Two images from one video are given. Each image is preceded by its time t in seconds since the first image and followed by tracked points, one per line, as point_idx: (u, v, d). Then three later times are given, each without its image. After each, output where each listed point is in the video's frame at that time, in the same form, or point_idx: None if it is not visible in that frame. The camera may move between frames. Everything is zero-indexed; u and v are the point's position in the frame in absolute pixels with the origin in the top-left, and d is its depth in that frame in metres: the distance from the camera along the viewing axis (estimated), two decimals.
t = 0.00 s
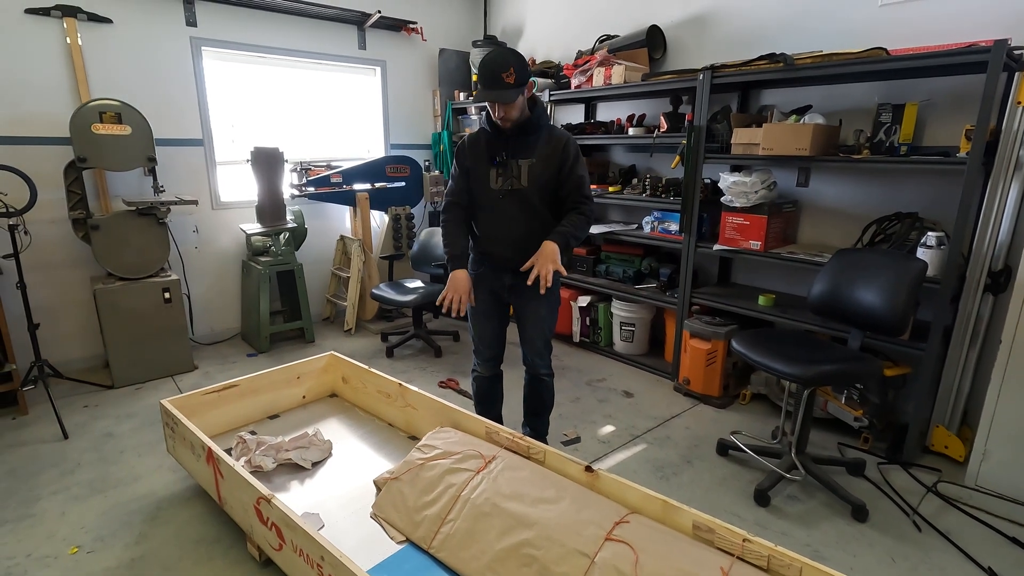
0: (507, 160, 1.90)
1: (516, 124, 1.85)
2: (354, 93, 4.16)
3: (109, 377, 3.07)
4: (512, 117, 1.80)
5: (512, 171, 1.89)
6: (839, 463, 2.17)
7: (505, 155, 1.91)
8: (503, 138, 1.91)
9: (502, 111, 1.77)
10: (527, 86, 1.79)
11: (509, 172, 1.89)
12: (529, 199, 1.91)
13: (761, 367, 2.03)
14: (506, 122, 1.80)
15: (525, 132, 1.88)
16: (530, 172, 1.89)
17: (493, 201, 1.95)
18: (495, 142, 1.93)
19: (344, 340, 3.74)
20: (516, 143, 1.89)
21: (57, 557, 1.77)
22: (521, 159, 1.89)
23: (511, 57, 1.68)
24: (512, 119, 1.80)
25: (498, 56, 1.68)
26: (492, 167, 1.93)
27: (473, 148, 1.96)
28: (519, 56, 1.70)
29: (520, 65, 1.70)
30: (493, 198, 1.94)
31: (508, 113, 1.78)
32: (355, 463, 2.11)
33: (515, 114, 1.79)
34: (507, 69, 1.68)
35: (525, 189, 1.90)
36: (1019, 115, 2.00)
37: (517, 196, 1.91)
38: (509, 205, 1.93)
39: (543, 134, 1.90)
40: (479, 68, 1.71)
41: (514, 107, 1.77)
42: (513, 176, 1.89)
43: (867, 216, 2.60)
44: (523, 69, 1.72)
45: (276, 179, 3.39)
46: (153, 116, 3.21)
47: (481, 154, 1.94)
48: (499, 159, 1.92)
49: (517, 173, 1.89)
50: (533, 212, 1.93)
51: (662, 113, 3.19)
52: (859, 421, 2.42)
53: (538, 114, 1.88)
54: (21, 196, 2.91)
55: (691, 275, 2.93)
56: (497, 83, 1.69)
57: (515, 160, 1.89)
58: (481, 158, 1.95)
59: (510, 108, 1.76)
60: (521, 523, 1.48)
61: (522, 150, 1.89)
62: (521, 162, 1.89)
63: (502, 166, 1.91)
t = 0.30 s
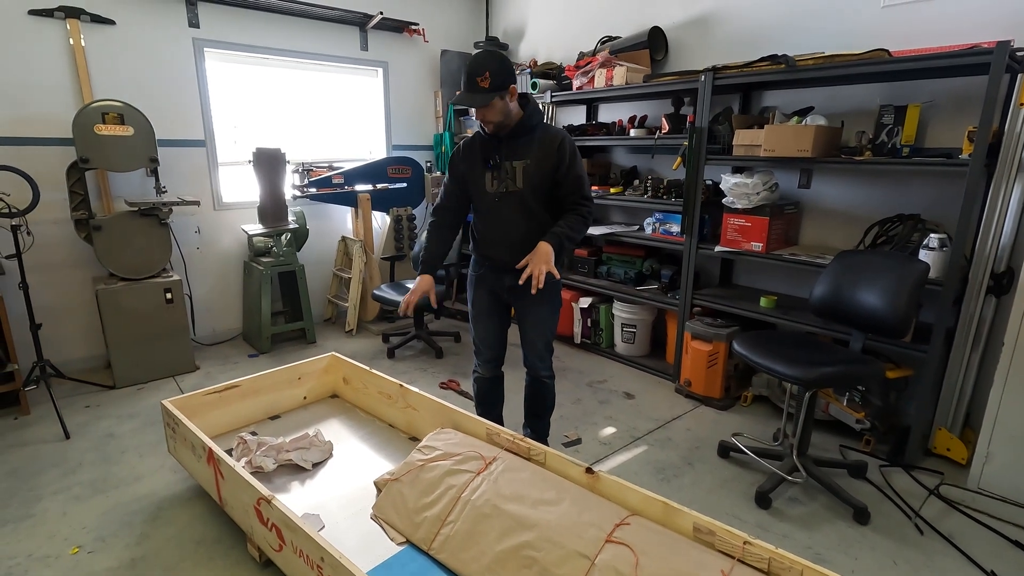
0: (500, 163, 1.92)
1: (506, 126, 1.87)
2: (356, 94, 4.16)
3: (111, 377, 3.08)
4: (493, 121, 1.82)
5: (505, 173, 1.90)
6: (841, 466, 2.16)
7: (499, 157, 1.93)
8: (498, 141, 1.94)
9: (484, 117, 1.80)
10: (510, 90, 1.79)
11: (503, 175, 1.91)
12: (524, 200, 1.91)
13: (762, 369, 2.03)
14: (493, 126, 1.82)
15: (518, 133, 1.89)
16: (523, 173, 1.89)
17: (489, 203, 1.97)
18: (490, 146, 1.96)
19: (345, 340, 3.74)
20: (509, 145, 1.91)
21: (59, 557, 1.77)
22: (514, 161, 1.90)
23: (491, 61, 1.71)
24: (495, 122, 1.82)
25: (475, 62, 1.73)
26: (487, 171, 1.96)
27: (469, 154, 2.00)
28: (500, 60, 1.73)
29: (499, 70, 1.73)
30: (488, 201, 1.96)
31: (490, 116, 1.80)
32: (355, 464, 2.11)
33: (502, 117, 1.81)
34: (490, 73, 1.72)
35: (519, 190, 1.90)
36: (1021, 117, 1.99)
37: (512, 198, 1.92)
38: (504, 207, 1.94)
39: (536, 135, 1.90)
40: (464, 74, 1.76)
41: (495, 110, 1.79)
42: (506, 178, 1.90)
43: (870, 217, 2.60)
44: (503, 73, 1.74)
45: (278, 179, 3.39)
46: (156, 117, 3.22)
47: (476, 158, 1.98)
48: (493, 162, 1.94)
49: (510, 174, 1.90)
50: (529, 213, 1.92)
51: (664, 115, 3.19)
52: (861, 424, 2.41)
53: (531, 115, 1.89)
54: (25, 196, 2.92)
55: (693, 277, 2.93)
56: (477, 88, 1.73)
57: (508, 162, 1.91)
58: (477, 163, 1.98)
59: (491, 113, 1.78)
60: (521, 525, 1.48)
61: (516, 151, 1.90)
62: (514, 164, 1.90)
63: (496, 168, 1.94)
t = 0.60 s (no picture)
0: (496, 166, 1.92)
1: (498, 129, 1.88)
2: (359, 95, 4.17)
3: (114, 377, 3.08)
4: (482, 122, 1.83)
5: (501, 176, 1.91)
6: (843, 468, 2.15)
7: (494, 160, 1.94)
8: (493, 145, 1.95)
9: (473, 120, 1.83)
10: (499, 92, 1.80)
11: (499, 178, 1.92)
12: (521, 201, 1.90)
13: (765, 370, 2.02)
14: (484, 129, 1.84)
15: (512, 134, 1.89)
16: (518, 174, 1.88)
17: (487, 207, 1.97)
18: (486, 151, 1.97)
19: (347, 341, 3.74)
20: (503, 147, 1.91)
21: (61, 557, 1.77)
22: (509, 162, 1.90)
23: (477, 64, 1.74)
24: (483, 124, 1.83)
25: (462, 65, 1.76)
26: (483, 175, 1.97)
27: (466, 159, 2.03)
28: (487, 63, 1.75)
29: (486, 73, 1.75)
30: (486, 204, 1.97)
31: (478, 118, 1.82)
32: (357, 464, 2.11)
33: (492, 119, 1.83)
34: (477, 75, 1.74)
35: (515, 192, 1.90)
36: None
37: (508, 199, 1.92)
38: (502, 210, 1.94)
39: (531, 135, 1.90)
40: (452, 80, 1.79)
41: (483, 112, 1.81)
42: (502, 181, 1.91)
43: (872, 219, 2.59)
44: (490, 76, 1.75)
45: (281, 180, 3.40)
46: (159, 117, 3.23)
47: (473, 164, 2.00)
48: (489, 166, 1.95)
49: (506, 177, 1.90)
50: (527, 214, 1.91)
51: (666, 116, 3.19)
52: (863, 425, 2.39)
53: (524, 116, 1.89)
54: (28, 197, 2.93)
55: (695, 278, 2.93)
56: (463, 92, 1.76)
57: (503, 164, 1.91)
58: (474, 168, 2.00)
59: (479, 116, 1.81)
60: (523, 526, 1.48)
61: (511, 153, 1.90)
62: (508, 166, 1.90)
63: (492, 172, 1.94)
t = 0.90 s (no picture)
0: (494, 169, 1.93)
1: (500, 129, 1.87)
2: (361, 96, 4.18)
3: (116, 378, 3.09)
4: (497, 117, 1.80)
5: (500, 178, 1.91)
6: (845, 469, 2.15)
7: (493, 163, 1.94)
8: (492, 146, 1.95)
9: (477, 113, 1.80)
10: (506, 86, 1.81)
11: (498, 179, 1.92)
12: (521, 202, 1.91)
13: (767, 372, 2.02)
14: (489, 125, 1.81)
15: (511, 135, 1.89)
16: (517, 175, 1.89)
17: (487, 209, 1.98)
18: (484, 152, 1.97)
19: (348, 341, 3.75)
20: (501, 149, 1.91)
21: (63, 556, 1.78)
22: (507, 164, 1.90)
23: (488, 58, 1.71)
24: (498, 118, 1.81)
25: (472, 60, 1.70)
26: (483, 178, 1.97)
27: (465, 162, 2.03)
28: (495, 58, 1.74)
29: (496, 66, 1.74)
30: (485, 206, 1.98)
31: (493, 113, 1.79)
32: (359, 465, 2.12)
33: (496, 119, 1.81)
34: (484, 73, 1.70)
35: (515, 193, 1.90)
36: None
37: (507, 201, 1.92)
38: (502, 211, 1.94)
39: (529, 136, 1.90)
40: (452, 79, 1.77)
41: (498, 107, 1.78)
42: (501, 183, 1.92)
43: (874, 220, 2.59)
44: (500, 70, 1.75)
45: (283, 181, 3.40)
46: (162, 119, 3.24)
47: (472, 167, 2.00)
48: (488, 168, 1.96)
49: (505, 179, 1.91)
50: (526, 215, 1.92)
51: (668, 117, 3.19)
52: (865, 427, 2.39)
53: (521, 117, 1.89)
54: (32, 198, 2.94)
55: (697, 279, 2.93)
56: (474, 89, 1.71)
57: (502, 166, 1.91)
58: (472, 170, 2.00)
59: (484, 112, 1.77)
60: (525, 527, 1.48)
61: (509, 155, 1.90)
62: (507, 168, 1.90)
63: (491, 174, 1.95)
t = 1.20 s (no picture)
0: (514, 169, 1.89)
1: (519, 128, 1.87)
2: (361, 97, 4.19)
3: (116, 378, 3.09)
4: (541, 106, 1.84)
5: (522, 178, 1.89)
6: (845, 471, 2.15)
7: (510, 163, 1.89)
8: (505, 146, 1.89)
9: (523, 107, 1.77)
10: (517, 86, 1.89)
11: (519, 179, 1.89)
12: (538, 203, 1.94)
13: (767, 373, 2.02)
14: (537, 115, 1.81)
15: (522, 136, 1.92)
16: (535, 176, 1.93)
17: (503, 210, 1.89)
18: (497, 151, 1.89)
19: (349, 342, 3.75)
20: (517, 151, 1.90)
21: (63, 557, 1.77)
22: (526, 165, 1.91)
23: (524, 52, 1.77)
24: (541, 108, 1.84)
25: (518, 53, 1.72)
26: (499, 178, 1.88)
27: (474, 160, 1.86)
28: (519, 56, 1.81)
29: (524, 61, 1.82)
30: (504, 207, 1.89)
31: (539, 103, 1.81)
32: (359, 466, 2.12)
33: (534, 117, 1.83)
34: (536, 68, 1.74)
35: (535, 193, 1.92)
36: None
37: (528, 201, 1.92)
38: (521, 212, 1.91)
39: (534, 140, 1.96)
40: (502, 72, 1.70)
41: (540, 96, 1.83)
42: (523, 183, 1.90)
43: (874, 222, 2.59)
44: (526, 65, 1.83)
45: (283, 182, 3.41)
46: (163, 119, 3.24)
47: (485, 166, 1.87)
48: (505, 168, 1.89)
49: (526, 179, 1.90)
50: (541, 216, 1.96)
51: (668, 118, 3.19)
52: (865, 429, 2.39)
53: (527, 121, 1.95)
54: (32, 198, 2.94)
55: (697, 280, 2.93)
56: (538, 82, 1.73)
57: (521, 167, 1.90)
58: (485, 169, 1.87)
59: (532, 106, 1.78)
60: (524, 527, 1.48)
61: (525, 156, 1.91)
62: (526, 170, 1.91)
63: (509, 174, 1.89)
